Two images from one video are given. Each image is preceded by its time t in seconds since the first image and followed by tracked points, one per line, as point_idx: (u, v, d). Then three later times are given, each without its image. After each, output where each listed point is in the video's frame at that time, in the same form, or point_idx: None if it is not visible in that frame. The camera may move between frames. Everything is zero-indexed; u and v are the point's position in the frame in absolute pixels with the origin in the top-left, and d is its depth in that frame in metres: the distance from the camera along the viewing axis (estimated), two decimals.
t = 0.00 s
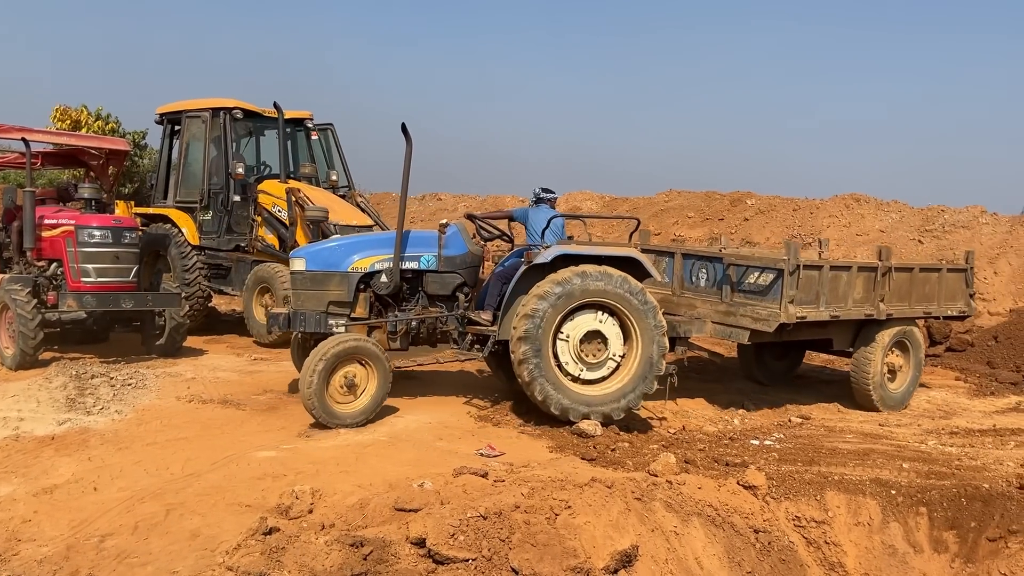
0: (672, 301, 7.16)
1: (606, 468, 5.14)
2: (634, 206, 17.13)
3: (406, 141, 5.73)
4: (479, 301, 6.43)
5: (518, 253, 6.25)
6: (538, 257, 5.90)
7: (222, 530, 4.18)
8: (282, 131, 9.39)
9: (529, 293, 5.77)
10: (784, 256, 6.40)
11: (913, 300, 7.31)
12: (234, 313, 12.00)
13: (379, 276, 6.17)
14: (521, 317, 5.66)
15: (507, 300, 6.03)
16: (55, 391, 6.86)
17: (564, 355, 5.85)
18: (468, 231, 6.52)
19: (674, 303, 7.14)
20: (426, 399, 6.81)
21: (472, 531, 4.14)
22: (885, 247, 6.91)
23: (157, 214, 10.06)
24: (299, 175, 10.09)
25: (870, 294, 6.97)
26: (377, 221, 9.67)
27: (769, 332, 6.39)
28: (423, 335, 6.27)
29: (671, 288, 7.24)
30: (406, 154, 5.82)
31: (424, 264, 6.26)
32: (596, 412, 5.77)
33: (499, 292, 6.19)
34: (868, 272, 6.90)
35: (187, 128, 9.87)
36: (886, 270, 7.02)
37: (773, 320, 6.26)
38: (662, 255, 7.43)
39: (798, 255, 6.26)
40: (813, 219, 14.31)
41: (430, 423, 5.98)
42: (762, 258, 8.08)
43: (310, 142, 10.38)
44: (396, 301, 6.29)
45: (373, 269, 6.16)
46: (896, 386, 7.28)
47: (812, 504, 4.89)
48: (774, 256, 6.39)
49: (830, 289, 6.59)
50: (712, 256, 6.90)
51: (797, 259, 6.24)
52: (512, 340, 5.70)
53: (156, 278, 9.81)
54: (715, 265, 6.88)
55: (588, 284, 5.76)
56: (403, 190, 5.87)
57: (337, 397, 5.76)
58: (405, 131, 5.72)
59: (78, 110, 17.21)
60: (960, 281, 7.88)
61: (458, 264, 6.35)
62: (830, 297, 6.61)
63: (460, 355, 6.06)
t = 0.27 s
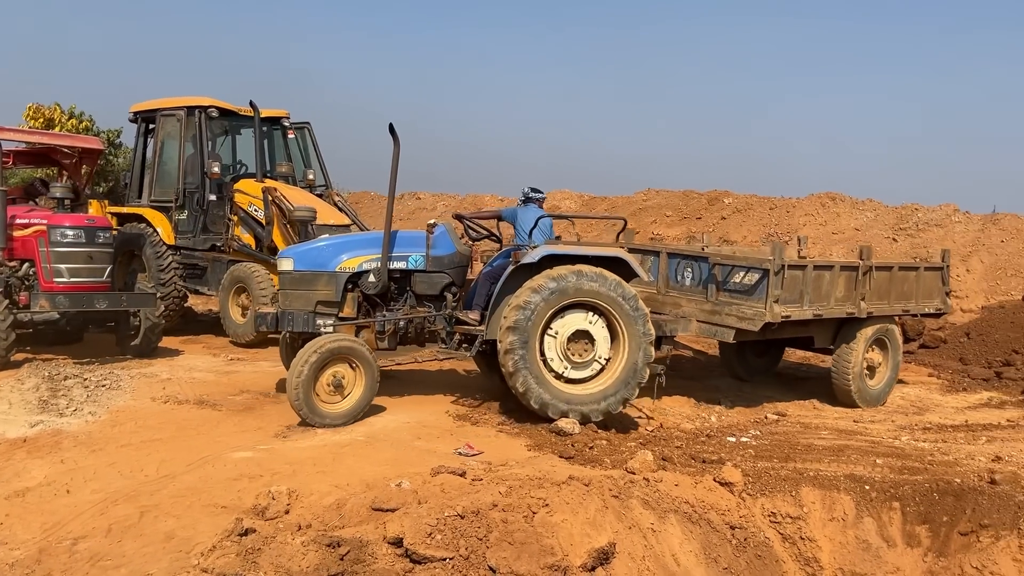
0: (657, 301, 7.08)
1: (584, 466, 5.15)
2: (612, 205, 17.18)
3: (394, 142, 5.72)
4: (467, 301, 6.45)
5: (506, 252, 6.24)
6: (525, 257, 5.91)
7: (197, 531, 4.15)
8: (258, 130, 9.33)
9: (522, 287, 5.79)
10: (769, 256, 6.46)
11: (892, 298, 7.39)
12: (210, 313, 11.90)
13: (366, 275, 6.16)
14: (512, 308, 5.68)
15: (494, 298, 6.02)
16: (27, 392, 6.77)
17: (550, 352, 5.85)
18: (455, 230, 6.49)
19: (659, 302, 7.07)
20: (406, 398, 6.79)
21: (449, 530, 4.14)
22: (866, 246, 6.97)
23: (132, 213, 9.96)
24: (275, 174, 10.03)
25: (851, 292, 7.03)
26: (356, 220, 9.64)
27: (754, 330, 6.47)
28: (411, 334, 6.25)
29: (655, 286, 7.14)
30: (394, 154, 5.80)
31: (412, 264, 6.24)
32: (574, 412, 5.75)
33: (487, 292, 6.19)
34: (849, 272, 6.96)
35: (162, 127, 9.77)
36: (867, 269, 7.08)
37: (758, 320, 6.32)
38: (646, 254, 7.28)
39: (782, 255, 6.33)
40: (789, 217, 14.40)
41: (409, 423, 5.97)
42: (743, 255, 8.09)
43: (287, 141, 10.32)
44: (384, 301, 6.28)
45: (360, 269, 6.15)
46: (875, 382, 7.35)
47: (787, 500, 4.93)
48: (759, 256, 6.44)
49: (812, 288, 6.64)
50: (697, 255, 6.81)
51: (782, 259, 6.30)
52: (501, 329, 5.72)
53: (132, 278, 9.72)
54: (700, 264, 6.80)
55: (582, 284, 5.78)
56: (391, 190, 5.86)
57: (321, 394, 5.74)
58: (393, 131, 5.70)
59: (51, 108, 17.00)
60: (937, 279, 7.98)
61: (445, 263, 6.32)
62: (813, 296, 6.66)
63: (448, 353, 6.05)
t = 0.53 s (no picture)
0: (642, 299, 7.10)
1: (563, 464, 5.15)
2: (592, 203, 17.21)
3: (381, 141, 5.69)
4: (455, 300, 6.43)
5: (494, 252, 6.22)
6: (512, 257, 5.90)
7: (172, 533, 4.11)
8: (236, 128, 9.26)
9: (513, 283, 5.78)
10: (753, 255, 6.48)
11: (871, 296, 7.46)
12: (188, 313, 11.79)
13: (353, 275, 6.14)
14: (502, 301, 5.66)
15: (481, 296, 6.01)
16: None
17: (536, 350, 5.84)
18: (442, 229, 6.48)
19: (644, 301, 7.08)
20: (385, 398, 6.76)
21: (427, 529, 4.13)
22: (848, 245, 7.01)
23: (107, 212, 9.85)
24: (252, 172, 9.96)
25: (832, 291, 7.08)
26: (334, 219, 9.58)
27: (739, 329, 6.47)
28: (398, 334, 6.23)
29: (640, 285, 7.14)
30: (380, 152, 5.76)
31: (399, 264, 6.22)
32: (553, 411, 5.74)
33: (474, 290, 6.18)
34: (830, 270, 7.01)
35: (137, 125, 9.67)
36: (847, 267, 7.13)
37: (743, 318, 6.34)
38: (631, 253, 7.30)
39: (767, 254, 6.34)
40: (767, 216, 14.48)
41: (387, 422, 5.94)
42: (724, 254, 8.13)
43: (264, 139, 10.24)
44: (371, 300, 6.26)
45: (347, 268, 6.12)
46: (854, 379, 7.42)
47: (764, 496, 4.96)
48: (743, 255, 6.47)
49: (795, 286, 6.67)
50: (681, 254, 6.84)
51: (766, 258, 6.33)
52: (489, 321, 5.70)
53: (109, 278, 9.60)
54: (685, 263, 6.83)
55: (574, 285, 5.78)
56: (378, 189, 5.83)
57: (305, 391, 5.70)
58: (380, 129, 5.67)
59: (25, 106, 16.81)
60: (914, 276, 8.05)
61: (432, 263, 6.29)
62: (795, 294, 6.69)
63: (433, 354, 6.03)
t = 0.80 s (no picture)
0: (627, 299, 7.11)
1: (545, 464, 5.14)
2: (574, 203, 17.23)
3: (369, 141, 5.66)
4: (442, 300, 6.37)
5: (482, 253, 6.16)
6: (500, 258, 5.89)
7: (150, 535, 4.07)
8: (215, 127, 9.19)
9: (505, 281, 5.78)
10: (737, 255, 6.50)
11: (852, 294, 7.51)
12: (167, 313, 11.69)
13: (341, 274, 6.10)
14: (494, 297, 5.66)
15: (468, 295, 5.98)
16: None
17: (523, 348, 5.83)
18: (430, 229, 6.46)
19: (629, 301, 7.10)
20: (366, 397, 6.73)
21: (408, 529, 4.12)
22: (829, 244, 7.05)
23: (84, 212, 9.75)
24: (232, 172, 9.89)
25: (814, 289, 7.12)
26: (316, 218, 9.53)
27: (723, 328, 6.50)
28: (385, 334, 6.20)
29: (625, 285, 7.15)
30: (369, 151, 5.74)
31: (386, 263, 6.21)
32: (534, 410, 5.73)
33: (463, 291, 6.09)
34: (812, 269, 7.05)
35: (115, 124, 9.57)
36: (829, 266, 7.18)
37: (728, 318, 6.37)
38: (616, 253, 7.31)
39: (751, 254, 6.36)
40: (748, 214, 14.55)
41: (369, 422, 5.91)
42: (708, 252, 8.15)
43: (244, 138, 10.18)
44: (359, 299, 6.22)
45: (335, 268, 6.08)
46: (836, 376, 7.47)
47: (744, 494, 4.99)
48: (727, 254, 6.49)
49: (778, 285, 6.71)
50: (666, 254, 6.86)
51: (750, 257, 6.35)
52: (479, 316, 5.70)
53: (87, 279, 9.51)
54: (669, 263, 6.85)
55: (566, 287, 5.78)
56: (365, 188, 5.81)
57: (292, 390, 5.67)
58: (368, 130, 5.66)
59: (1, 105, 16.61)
60: (894, 274, 8.11)
61: (420, 263, 6.28)
62: (779, 293, 6.73)
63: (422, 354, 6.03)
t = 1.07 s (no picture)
0: (612, 298, 7.13)
1: (530, 463, 5.14)
2: (560, 202, 17.24)
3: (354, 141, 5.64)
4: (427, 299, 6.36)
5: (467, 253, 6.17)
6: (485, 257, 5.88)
7: (132, 537, 4.04)
8: (198, 126, 9.13)
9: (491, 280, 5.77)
10: (721, 254, 6.53)
11: (835, 293, 7.55)
12: (149, 313, 11.61)
13: (325, 274, 6.08)
14: (479, 296, 5.65)
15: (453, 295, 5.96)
16: None
17: (508, 348, 5.82)
18: (415, 229, 6.45)
19: (614, 300, 7.11)
20: (351, 397, 6.70)
21: (392, 529, 4.11)
22: (813, 243, 7.09)
23: (66, 211, 9.65)
24: (215, 171, 9.83)
25: (798, 288, 7.16)
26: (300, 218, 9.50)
27: (708, 327, 6.53)
28: (370, 334, 6.18)
29: (610, 284, 7.16)
30: (354, 151, 5.72)
31: (371, 263, 6.19)
32: (519, 410, 5.72)
33: (448, 291, 6.08)
34: (795, 267, 7.09)
35: (96, 123, 9.48)
36: (812, 265, 7.22)
37: (712, 316, 6.39)
38: (601, 252, 7.33)
39: (735, 252, 6.39)
40: (733, 213, 14.60)
41: (353, 422, 5.89)
42: (693, 251, 8.17)
43: (227, 137, 10.12)
44: (343, 299, 6.20)
45: (319, 268, 6.05)
46: (821, 375, 7.52)
47: (728, 491, 5.01)
48: (711, 253, 6.52)
49: (762, 284, 6.74)
50: (651, 253, 6.88)
51: (734, 257, 6.37)
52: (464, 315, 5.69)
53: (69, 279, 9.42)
54: (654, 262, 6.86)
55: (552, 287, 5.78)
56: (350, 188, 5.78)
57: (277, 390, 5.64)
58: (353, 129, 5.63)
59: None
60: (877, 273, 8.17)
61: (405, 263, 6.27)
62: (763, 292, 6.76)
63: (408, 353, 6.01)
